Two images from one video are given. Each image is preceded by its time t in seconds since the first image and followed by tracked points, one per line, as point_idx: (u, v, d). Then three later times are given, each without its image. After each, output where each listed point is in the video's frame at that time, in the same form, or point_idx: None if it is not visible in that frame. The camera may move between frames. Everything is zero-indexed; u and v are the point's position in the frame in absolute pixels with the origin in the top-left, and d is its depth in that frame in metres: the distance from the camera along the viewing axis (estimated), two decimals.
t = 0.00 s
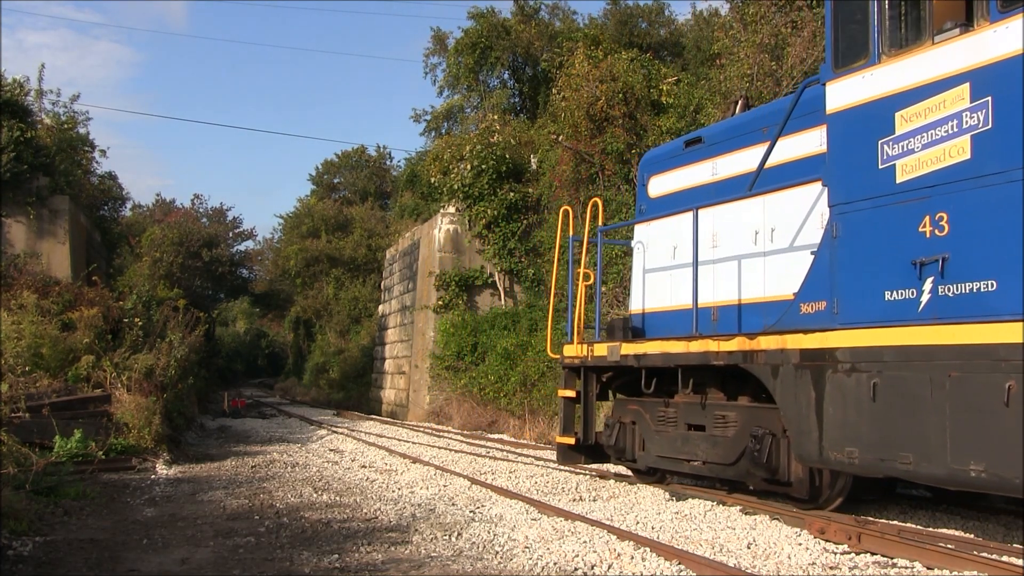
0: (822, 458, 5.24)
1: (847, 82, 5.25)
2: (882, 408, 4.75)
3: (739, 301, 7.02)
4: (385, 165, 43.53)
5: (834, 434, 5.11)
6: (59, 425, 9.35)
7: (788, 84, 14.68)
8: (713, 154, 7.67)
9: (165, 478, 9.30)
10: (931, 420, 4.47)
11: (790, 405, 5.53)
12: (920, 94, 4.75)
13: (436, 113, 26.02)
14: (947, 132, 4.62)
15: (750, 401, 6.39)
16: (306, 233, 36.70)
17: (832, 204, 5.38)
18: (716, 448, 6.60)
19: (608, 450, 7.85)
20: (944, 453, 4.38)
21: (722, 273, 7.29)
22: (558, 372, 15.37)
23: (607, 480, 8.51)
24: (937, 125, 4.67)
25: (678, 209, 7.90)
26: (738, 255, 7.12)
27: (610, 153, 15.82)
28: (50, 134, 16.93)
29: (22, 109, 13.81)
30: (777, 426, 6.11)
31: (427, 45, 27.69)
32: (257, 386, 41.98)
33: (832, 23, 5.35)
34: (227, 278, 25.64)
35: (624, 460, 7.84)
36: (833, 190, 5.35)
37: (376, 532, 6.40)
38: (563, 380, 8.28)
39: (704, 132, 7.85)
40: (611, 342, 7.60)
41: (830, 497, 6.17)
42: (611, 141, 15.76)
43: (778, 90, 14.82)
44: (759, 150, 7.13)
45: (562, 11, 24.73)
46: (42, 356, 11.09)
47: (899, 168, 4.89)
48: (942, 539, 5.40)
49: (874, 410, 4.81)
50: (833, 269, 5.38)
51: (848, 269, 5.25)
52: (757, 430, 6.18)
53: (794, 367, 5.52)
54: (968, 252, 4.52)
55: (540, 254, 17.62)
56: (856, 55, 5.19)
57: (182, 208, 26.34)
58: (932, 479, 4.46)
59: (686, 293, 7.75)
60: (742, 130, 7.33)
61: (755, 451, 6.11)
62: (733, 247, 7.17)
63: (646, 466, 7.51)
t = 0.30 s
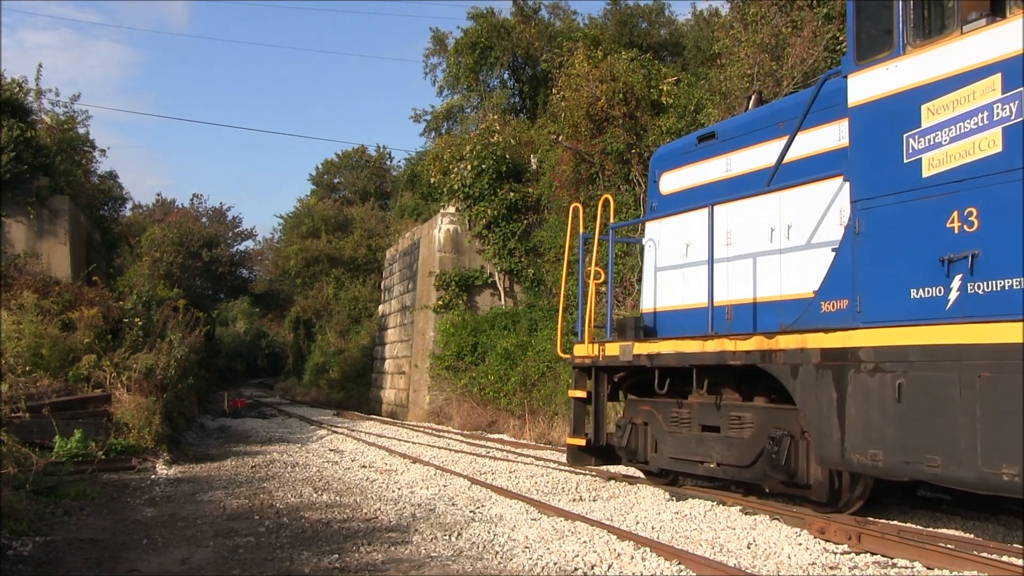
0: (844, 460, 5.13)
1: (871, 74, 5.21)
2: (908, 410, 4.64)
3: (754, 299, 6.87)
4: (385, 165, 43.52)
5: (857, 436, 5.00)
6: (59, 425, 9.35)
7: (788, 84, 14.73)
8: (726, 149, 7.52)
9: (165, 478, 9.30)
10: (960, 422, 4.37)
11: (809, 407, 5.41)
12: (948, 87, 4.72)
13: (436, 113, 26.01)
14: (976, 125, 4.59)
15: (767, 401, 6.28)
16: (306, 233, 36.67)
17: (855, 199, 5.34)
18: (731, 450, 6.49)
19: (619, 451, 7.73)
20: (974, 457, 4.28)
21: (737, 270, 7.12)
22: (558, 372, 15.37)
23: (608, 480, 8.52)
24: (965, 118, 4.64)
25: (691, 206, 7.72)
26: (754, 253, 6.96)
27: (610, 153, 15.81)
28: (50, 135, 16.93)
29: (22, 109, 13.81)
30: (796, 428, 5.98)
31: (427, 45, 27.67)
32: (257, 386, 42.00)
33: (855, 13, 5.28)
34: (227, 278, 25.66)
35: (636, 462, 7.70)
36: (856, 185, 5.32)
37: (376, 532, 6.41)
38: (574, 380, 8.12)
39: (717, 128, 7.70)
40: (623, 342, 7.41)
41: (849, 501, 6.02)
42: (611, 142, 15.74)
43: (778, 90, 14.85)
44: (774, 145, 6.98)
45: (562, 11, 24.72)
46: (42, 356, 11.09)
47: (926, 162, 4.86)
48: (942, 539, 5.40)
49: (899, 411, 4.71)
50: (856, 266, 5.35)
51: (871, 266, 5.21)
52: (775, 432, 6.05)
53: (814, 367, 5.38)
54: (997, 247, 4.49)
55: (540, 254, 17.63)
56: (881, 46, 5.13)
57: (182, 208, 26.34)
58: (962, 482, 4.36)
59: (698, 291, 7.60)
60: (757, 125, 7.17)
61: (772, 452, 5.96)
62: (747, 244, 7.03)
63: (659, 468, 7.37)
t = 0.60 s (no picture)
0: (867, 463, 5.07)
1: (895, 67, 5.17)
2: (935, 411, 4.59)
3: (770, 298, 6.77)
4: (385, 165, 43.50)
5: (881, 438, 4.95)
6: (59, 425, 9.35)
7: (788, 84, 14.75)
8: (741, 145, 7.50)
9: (165, 478, 9.30)
10: (989, 424, 4.32)
11: (831, 407, 5.35)
12: (977, 79, 4.67)
13: (436, 114, 26.00)
14: (1005, 119, 4.54)
15: (785, 403, 6.19)
16: (306, 233, 36.66)
17: (879, 194, 5.32)
18: (747, 452, 6.41)
19: (631, 453, 7.62)
20: (1004, 460, 4.24)
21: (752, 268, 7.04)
22: (558, 373, 15.37)
23: (607, 480, 8.53)
24: (994, 110, 4.59)
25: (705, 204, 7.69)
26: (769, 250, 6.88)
27: (610, 154, 15.80)
28: (50, 135, 16.90)
29: (22, 110, 13.81)
30: (815, 429, 5.88)
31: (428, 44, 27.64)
32: (256, 386, 42.00)
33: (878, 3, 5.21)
34: (227, 278, 25.66)
35: (648, 464, 7.60)
36: (881, 179, 5.29)
37: (376, 532, 6.41)
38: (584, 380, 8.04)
39: (730, 123, 7.69)
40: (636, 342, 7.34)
41: (870, 504, 5.91)
42: (611, 142, 15.72)
43: (778, 90, 14.83)
44: (791, 140, 6.97)
45: (562, 11, 24.72)
46: (42, 356, 11.09)
47: (953, 156, 4.83)
48: (942, 539, 5.40)
49: (925, 413, 4.65)
50: (879, 262, 5.32)
51: (895, 263, 5.18)
52: (793, 433, 5.96)
53: (835, 367, 5.32)
54: None
55: (540, 254, 17.62)
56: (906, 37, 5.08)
57: (181, 208, 26.34)
58: (991, 485, 4.32)
59: (711, 290, 7.51)
60: (772, 120, 7.17)
61: (791, 454, 5.87)
62: (763, 241, 6.95)
63: (672, 469, 7.31)
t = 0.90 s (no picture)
0: (891, 465, 4.93)
1: (920, 58, 5.00)
2: (962, 412, 4.46)
3: (785, 297, 6.68)
4: (385, 165, 43.49)
5: (905, 439, 4.81)
6: (59, 425, 9.35)
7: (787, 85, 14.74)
8: (755, 141, 7.42)
9: (165, 478, 9.30)
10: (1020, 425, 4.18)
11: (852, 408, 5.22)
12: (1007, 69, 4.50)
13: (436, 114, 26.01)
14: None
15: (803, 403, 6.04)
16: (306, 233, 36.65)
17: (902, 190, 5.10)
18: (763, 454, 6.24)
19: (643, 455, 7.46)
20: None
21: (768, 266, 6.94)
22: (558, 373, 15.36)
23: (607, 480, 8.54)
24: None
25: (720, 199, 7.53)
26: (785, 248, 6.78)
27: (610, 154, 15.82)
28: (50, 135, 16.90)
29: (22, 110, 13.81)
30: (835, 431, 5.71)
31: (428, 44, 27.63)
32: (256, 386, 42.03)
33: None
34: (227, 278, 25.67)
35: (660, 465, 7.44)
36: (904, 175, 5.08)
37: (376, 532, 6.41)
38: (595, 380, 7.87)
39: (744, 118, 7.60)
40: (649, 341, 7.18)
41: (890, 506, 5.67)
42: (611, 142, 15.72)
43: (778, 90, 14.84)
44: (807, 136, 6.90)
45: (563, 11, 24.71)
46: (42, 356, 11.09)
47: (981, 150, 4.63)
48: (942, 539, 5.39)
49: (952, 414, 4.52)
50: (903, 260, 5.11)
51: (920, 261, 4.97)
52: (812, 435, 5.79)
53: (857, 367, 5.19)
54: None
55: (540, 254, 17.62)
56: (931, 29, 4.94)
57: (181, 208, 26.35)
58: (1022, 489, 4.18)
59: (724, 288, 7.41)
60: (787, 115, 7.09)
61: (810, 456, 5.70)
62: (777, 238, 6.85)
63: (685, 471, 7.19)
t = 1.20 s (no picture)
0: (915, 469, 4.73)
1: (946, 49, 4.82)
2: (991, 414, 4.26)
3: (801, 295, 6.45)
4: (385, 165, 43.49)
5: (930, 441, 4.60)
6: (59, 425, 9.35)
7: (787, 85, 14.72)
8: (769, 137, 7.13)
9: (165, 478, 9.30)
10: None
11: (873, 410, 5.00)
12: None
13: (436, 114, 26.03)
14: None
15: (821, 405, 5.85)
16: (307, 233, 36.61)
17: (927, 185, 4.99)
18: (779, 456, 6.07)
19: (655, 456, 7.30)
20: None
21: (784, 265, 6.69)
22: (558, 372, 15.36)
23: (607, 480, 8.54)
24: None
25: (733, 196, 7.28)
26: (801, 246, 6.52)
27: (610, 154, 15.83)
28: (50, 135, 16.92)
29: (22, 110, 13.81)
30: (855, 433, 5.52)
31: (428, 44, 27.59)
32: (257, 386, 42.07)
33: None
34: (227, 278, 25.67)
35: (672, 466, 7.32)
36: (930, 169, 4.96)
37: (376, 532, 6.41)
38: (605, 381, 7.72)
39: (758, 114, 7.32)
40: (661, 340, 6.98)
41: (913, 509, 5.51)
42: (611, 142, 15.72)
43: (778, 90, 14.86)
44: (825, 131, 6.60)
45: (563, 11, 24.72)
46: (42, 356, 11.09)
47: (1009, 143, 4.46)
48: (942, 539, 5.39)
49: (981, 416, 4.32)
50: (928, 257, 4.99)
51: (947, 258, 4.82)
52: (832, 437, 5.61)
53: (879, 368, 4.96)
54: None
55: (540, 254, 17.61)
56: (956, 20, 4.75)
57: (181, 208, 26.36)
58: None
59: (738, 288, 7.18)
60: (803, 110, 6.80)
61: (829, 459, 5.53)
62: (793, 235, 6.59)
63: (697, 473, 7.03)
